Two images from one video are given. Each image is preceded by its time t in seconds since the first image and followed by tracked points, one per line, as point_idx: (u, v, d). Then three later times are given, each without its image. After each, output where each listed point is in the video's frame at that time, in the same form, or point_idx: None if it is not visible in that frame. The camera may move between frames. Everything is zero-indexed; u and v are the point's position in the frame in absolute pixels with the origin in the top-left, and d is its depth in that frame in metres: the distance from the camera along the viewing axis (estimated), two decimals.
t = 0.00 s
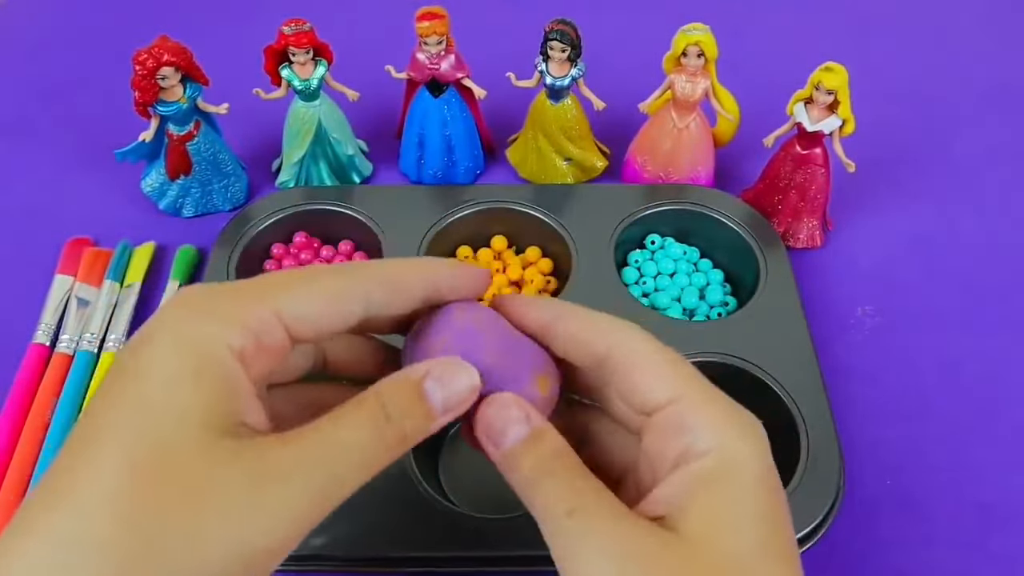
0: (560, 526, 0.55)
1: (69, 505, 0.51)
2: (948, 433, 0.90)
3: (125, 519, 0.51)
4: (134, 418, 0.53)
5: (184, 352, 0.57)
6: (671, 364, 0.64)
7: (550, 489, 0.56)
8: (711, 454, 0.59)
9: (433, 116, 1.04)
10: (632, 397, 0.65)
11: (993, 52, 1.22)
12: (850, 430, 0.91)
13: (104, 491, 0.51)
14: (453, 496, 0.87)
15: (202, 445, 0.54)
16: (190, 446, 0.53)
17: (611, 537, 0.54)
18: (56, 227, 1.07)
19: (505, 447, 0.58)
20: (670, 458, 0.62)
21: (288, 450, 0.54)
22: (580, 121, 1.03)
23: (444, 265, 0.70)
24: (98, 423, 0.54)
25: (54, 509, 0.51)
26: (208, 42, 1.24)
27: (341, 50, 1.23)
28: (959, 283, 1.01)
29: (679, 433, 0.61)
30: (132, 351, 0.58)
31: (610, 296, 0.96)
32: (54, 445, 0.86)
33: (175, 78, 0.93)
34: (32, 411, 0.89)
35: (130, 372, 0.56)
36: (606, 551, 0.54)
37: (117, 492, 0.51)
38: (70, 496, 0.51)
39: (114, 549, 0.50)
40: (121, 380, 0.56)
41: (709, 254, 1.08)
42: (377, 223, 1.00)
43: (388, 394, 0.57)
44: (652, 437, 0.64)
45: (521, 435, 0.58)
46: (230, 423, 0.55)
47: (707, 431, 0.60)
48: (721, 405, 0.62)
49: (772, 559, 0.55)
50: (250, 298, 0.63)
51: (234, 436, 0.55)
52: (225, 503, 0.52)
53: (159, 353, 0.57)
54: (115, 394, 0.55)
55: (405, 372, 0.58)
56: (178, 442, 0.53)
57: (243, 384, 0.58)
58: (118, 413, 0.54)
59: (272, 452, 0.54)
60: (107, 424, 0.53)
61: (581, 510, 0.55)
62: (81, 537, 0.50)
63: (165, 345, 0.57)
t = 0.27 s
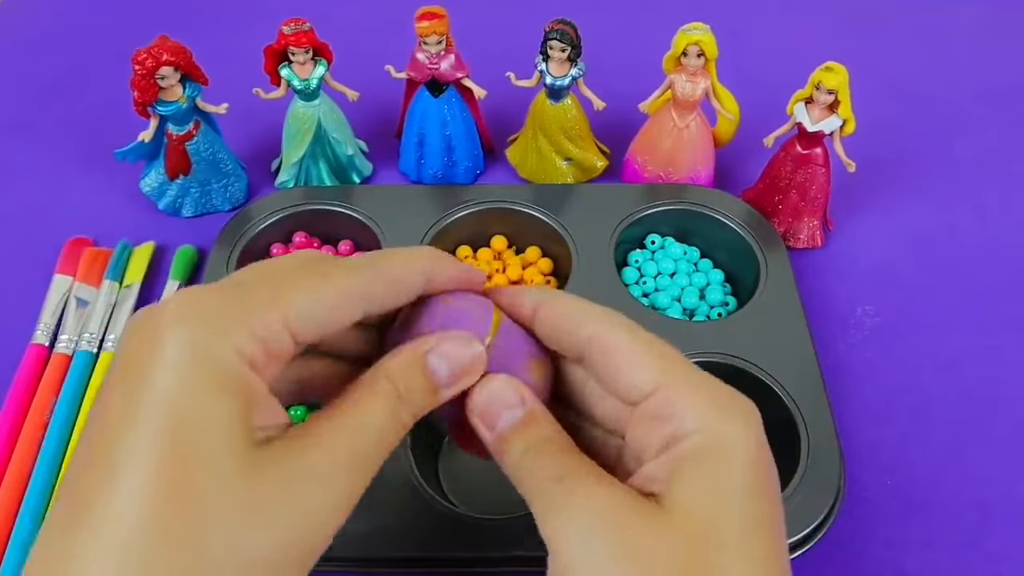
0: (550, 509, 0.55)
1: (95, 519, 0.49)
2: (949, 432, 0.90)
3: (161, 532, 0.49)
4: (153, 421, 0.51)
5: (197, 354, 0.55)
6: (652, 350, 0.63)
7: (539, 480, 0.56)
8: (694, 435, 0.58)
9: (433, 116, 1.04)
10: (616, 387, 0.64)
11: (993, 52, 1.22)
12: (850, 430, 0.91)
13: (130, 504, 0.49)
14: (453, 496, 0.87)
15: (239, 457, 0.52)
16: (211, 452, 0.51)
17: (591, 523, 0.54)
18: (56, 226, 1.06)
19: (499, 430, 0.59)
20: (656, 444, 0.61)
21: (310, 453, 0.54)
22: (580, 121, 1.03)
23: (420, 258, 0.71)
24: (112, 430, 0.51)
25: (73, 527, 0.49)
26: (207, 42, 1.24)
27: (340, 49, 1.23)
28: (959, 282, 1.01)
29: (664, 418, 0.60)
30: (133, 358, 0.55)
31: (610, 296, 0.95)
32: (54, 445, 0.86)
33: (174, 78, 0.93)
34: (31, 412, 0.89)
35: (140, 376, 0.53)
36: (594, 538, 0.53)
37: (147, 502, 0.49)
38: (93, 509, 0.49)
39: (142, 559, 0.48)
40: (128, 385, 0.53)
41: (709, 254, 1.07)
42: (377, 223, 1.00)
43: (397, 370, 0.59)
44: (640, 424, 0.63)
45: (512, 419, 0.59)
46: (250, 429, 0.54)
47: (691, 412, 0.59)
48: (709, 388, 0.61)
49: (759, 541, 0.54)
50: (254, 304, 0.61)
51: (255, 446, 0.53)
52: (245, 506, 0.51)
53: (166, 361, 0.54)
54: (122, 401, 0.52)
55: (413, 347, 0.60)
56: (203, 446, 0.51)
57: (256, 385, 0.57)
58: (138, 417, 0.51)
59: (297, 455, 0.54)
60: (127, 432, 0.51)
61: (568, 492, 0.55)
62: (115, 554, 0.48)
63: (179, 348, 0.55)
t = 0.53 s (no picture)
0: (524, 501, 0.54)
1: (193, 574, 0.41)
2: (949, 432, 0.90)
3: None
4: (239, 449, 0.44)
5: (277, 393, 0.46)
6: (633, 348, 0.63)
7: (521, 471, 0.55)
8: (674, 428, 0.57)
9: (433, 116, 1.04)
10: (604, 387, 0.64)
11: (993, 52, 1.22)
12: (849, 430, 0.91)
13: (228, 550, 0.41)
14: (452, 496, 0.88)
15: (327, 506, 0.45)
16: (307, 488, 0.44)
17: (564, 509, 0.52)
18: (56, 227, 1.07)
19: (496, 429, 0.60)
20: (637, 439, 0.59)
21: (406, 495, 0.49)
22: (580, 121, 1.03)
23: (461, 265, 0.64)
24: (231, 452, 0.44)
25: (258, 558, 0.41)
26: (207, 42, 1.24)
27: (341, 50, 1.24)
28: (959, 283, 1.01)
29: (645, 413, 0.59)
30: (193, 386, 0.46)
31: (609, 296, 0.96)
32: (55, 445, 0.86)
33: (175, 78, 0.93)
34: (32, 412, 0.89)
35: (225, 403, 0.45)
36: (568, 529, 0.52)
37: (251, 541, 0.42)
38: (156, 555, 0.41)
39: None
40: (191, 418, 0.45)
41: (709, 254, 1.08)
42: (377, 223, 1.00)
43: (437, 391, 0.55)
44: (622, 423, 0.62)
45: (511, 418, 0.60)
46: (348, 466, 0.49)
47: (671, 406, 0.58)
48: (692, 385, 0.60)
49: (731, 534, 0.52)
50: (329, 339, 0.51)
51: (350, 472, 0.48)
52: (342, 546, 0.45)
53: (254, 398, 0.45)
54: (202, 429, 0.44)
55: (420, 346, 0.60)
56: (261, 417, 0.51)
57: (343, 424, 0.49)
58: (228, 450, 0.44)
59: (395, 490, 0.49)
60: (253, 461, 0.43)
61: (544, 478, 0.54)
62: None
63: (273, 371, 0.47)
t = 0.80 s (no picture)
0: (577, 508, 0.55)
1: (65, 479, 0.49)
2: (949, 432, 0.90)
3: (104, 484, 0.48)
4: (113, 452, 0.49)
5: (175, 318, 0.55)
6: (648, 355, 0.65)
7: (555, 471, 0.56)
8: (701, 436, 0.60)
9: (433, 116, 1.04)
10: (614, 399, 0.66)
11: (993, 52, 1.22)
12: (850, 430, 0.91)
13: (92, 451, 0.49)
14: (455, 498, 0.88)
15: (179, 402, 0.51)
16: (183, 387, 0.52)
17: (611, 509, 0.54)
18: (57, 227, 1.07)
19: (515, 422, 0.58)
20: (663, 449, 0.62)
21: (282, 384, 0.54)
22: (580, 121, 1.03)
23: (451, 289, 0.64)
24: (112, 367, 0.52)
25: (131, 454, 0.49)
26: (207, 42, 1.24)
27: (341, 50, 1.24)
28: (959, 283, 1.01)
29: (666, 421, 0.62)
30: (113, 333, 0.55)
31: (610, 296, 0.96)
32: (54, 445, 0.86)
33: (175, 78, 0.93)
34: (32, 412, 0.89)
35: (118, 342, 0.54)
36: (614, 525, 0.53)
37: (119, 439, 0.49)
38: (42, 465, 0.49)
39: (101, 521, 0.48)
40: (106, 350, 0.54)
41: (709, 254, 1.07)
42: (377, 223, 1.00)
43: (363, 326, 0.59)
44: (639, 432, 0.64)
45: (534, 408, 0.59)
46: (225, 366, 0.55)
47: (695, 414, 0.61)
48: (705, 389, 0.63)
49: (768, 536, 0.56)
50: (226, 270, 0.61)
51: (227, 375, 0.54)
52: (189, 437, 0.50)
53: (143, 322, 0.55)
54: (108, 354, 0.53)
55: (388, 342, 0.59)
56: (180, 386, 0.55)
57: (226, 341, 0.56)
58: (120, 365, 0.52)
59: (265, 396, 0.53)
60: (121, 370, 0.52)
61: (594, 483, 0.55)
62: (77, 500, 0.48)
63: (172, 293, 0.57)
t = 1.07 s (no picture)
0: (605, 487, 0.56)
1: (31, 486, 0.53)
2: (949, 432, 0.90)
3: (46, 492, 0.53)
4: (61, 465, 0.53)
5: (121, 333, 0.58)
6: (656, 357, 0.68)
7: (577, 451, 0.57)
8: (708, 433, 0.62)
9: (433, 116, 1.04)
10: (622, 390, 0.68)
11: (993, 53, 1.22)
12: (850, 430, 0.91)
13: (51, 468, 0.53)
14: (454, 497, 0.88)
15: (127, 423, 0.54)
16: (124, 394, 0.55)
17: (647, 493, 0.55)
18: (57, 227, 1.07)
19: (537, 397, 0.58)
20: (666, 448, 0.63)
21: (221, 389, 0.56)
22: (580, 121, 1.03)
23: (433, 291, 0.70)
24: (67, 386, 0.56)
25: (85, 472, 0.53)
26: (207, 42, 1.24)
27: (341, 49, 1.24)
28: (959, 283, 1.01)
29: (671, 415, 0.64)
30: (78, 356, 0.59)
31: (610, 296, 0.96)
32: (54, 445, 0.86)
33: (175, 78, 0.93)
34: (32, 412, 0.89)
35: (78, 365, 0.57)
36: (651, 506, 0.55)
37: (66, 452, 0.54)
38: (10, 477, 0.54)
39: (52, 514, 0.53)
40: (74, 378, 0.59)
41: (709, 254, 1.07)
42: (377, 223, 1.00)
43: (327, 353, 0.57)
44: (637, 425, 0.66)
45: (549, 390, 0.59)
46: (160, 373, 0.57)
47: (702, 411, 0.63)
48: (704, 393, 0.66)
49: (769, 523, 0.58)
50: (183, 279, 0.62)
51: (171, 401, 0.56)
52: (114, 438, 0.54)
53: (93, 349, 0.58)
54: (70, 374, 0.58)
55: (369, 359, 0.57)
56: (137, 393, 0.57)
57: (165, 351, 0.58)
58: (82, 378, 0.56)
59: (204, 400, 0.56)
60: (80, 390, 0.56)
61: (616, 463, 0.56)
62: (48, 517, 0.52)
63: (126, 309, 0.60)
